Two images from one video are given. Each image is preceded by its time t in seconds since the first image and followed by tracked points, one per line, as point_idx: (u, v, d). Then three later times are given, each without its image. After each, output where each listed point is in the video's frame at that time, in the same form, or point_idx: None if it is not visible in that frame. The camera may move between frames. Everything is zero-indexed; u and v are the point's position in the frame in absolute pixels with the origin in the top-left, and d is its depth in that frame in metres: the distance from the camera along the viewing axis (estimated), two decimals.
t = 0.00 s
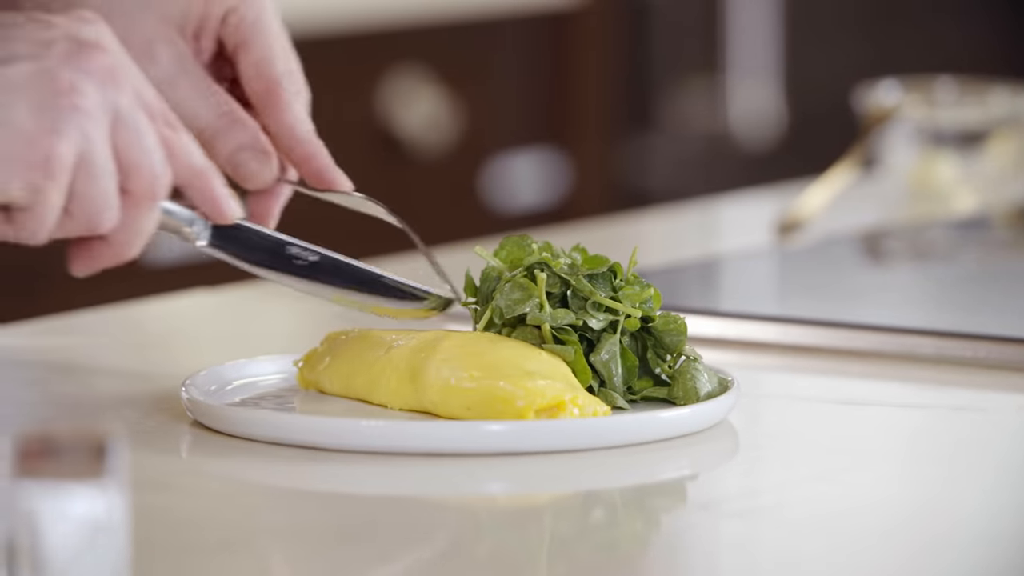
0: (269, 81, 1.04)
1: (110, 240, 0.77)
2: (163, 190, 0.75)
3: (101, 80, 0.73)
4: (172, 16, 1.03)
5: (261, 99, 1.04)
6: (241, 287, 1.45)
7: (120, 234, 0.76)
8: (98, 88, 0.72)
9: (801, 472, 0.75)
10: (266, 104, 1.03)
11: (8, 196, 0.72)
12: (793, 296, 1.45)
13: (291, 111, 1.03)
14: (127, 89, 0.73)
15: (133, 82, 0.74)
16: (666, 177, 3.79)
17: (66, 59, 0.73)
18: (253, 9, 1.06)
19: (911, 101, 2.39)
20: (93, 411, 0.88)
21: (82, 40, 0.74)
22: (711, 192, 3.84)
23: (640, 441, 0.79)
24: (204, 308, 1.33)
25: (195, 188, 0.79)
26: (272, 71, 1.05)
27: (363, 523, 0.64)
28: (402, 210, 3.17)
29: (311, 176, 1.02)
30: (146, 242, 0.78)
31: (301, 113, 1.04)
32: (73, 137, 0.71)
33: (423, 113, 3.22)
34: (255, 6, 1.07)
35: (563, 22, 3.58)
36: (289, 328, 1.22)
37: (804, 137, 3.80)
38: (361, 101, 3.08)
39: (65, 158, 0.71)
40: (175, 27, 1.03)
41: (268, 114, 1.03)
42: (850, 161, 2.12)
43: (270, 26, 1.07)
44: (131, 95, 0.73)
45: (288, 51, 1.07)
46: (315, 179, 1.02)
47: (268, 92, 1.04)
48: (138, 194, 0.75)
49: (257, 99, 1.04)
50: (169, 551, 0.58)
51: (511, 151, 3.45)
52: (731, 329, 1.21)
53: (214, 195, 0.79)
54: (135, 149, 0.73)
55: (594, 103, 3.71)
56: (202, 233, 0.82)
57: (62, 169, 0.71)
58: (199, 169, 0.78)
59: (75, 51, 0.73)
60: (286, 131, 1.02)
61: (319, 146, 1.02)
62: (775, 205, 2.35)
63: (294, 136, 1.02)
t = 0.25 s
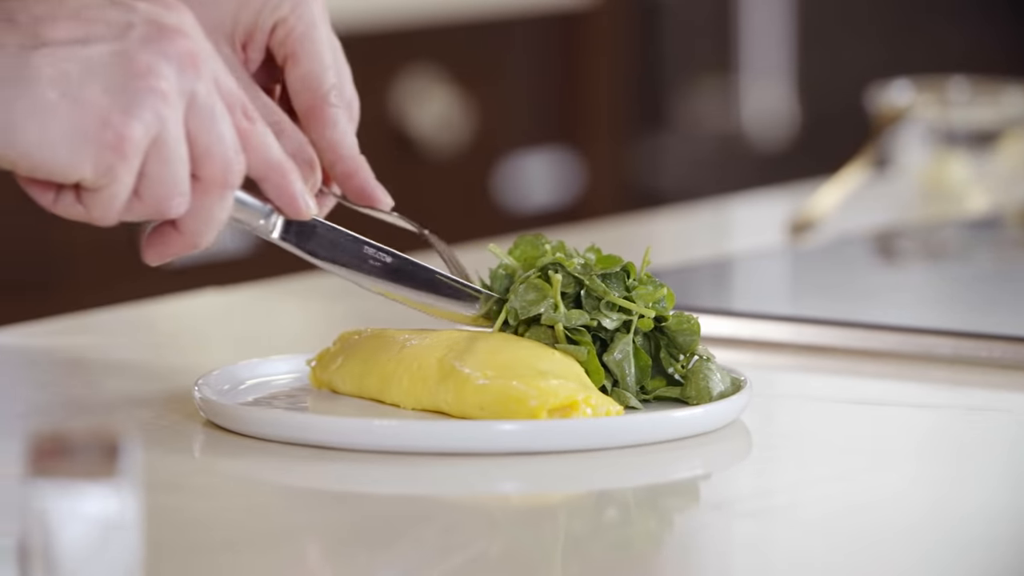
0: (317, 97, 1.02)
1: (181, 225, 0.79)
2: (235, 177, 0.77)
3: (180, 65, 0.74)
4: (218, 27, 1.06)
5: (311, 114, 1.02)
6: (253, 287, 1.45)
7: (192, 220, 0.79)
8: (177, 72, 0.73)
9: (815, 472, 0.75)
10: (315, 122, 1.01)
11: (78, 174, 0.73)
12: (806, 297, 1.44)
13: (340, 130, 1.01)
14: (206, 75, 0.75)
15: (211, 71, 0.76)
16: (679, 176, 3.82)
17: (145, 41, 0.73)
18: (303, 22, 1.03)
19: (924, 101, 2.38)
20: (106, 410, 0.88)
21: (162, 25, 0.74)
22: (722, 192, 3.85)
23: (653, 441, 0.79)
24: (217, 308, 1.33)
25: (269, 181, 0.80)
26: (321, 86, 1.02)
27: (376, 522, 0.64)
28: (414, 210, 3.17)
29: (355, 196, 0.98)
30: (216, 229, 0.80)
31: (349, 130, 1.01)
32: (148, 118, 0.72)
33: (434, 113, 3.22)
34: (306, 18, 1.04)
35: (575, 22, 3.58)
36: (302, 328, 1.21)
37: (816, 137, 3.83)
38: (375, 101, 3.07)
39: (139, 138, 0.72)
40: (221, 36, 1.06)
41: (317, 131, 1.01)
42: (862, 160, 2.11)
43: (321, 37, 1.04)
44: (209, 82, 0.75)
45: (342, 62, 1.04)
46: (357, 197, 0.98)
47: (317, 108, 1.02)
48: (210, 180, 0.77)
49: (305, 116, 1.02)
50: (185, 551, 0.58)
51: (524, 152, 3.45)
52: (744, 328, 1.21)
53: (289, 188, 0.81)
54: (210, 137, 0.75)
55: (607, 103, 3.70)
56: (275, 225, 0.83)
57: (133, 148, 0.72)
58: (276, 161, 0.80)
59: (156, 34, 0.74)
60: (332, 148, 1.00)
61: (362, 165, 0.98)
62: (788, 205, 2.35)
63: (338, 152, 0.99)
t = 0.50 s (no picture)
0: (347, 117, 1.00)
1: (212, 229, 0.81)
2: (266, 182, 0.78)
3: (216, 71, 0.74)
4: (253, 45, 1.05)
5: (341, 133, 1.00)
6: (266, 287, 1.45)
7: (222, 223, 0.80)
8: (212, 78, 0.74)
9: (828, 472, 0.75)
10: (345, 140, 1.00)
11: (112, 175, 0.73)
12: (818, 297, 1.44)
13: (369, 149, 0.99)
14: (241, 81, 0.75)
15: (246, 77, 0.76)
16: (693, 177, 3.82)
17: (182, 46, 0.74)
18: (335, 38, 1.03)
19: (938, 101, 2.38)
20: (119, 410, 0.88)
21: (199, 29, 0.74)
22: (737, 192, 3.85)
23: (665, 441, 0.79)
24: (231, 308, 1.33)
25: (300, 189, 0.82)
26: (351, 104, 1.01)
27: (388, 522, 0.64)
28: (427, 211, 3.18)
29: (380, 215, 0.95)
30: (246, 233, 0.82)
31: (378, 149, 0.99)
32: (183, 121, 0.73)
33: (448, 113, 3.22)
34: (339, 34, 1.03)
35: (589, 22, 3.58)
36: (315, 329, 1.22)
37: (830, 138, 3.80)
38: (389, 102, 3.07)
39: (173, 141, 0.73)
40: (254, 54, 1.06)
41: (347, 149, 0.99)
42: (875, 161, 2.10)
43: (354, 55, 1.03)
44: (244, 88, 0.75)
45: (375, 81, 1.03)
46: (382, 217, 0.95)
47: (347, 127, 1.00)
48: (241, 185, 0.78)
49: (335, 134, 1.00)
50: (198, 551, 0.59)
51: (537, 152, 3.45)
52: (756, 328, 1.21)
53: (318, 194, 0.82)
54: (244, 143, 0.76)
55: (621, 104, 3.70)
56: (305, 231, 0.85)
57: (167, 151, 0.73)
58: (308, 169, 0.81)
59: (193, 39, 0.74)
60: (359, 167, 0.98)
61: (389, 184, 0.96)
62: (801, 205, 2.35)
63: (366, 172, 0.97)
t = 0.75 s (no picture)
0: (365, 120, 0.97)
1: (270, 242, 0.78)
2: (326, 196, 0.77)
3: (280, 81, 0.74)
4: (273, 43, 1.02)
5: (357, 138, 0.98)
6: (276, 287, 1.45)
7: (279, 238, 0.78)
8: (274, 87, 0.74)
9: (835, 472, 0.75)
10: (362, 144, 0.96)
11: (171, 179, 0.72)
12: (828, 298, 1.44)
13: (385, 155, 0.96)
14: (303, 93, 0.75)
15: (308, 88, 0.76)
16: (700, 177, 3.82)
17: (247, 54, 0.74)
18: (355, 42, 1.01)
19: (947, 102, 2.37)
20: (128, 410, 0.89)
21: (265, 40, 0.74)
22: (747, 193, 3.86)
23: (676, 441, 0.79)
24: (240, 308, 1.34)
25: (362, 207, 0.80)
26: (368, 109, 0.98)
27: (398, 522, 0.64)
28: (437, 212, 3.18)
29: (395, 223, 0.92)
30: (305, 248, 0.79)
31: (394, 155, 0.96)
32: (243, 128, 0.72)
33: (457, 114, 3.22)
34: (359, 39, 1.01)
35: (600, 22, 3.58)
36: (323, 329, 1.22)
37: (839, 138, 3.88)
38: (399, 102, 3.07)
39: (232, 148, 0.72)
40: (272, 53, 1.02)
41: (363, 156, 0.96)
42: (885, 161, 2.10)
43: (372, 60, 1.00)
44: (306, 100, 0.75)
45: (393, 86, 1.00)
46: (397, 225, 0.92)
47: (364, 131, 0.97)
48: (300, 199, 0.76)
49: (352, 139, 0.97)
50: (208, 552, 0.59)
51: (546, 152, 3.45)
52: (766, 328, 1.21)
53: (381, 213, 0.80)
54: (304, 154, 0.75)
55: (631, 103, 3.70)
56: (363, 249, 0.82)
57: (227, 156, 0.72)
58: (371, 186, 0.79)
59: (258, 49, 0.74)
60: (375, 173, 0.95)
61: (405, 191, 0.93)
62: (810, 206, 2.34)
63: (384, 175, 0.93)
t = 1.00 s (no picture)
0: (376, 121, 0.98)
1: (254, 218, 0.78)
2: (313, 172, 0.76)
3: (274, 56, 0.74)
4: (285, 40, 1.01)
5: (367, 138, 0.98)
6: (279, 287, 1.46)
7: (263, 213, 0.78)
8: (270, 60, 0.73)
9: (840, 472, 0.75)
10: (371, 144, 0.97)
11: (158, 144, 0.72)
12: (832, 298, 1.44)
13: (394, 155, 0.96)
14: (296, 68, 0.75)
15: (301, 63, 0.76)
16: (705, 177, 3.86)
17: (242, 26, 0.73)
18: (368, 44, 1.00)
19: (951, 102, 2.37)
20: (131, 411, 0.89)
21: (262, 13, 0.74)
22: (751, 192, 3.94)
23: (679, 442, 0.79)
24: (244, 308, 1.34)
25: (347, 186, 0.79)
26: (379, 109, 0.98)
27: (402, 523, 0.64)
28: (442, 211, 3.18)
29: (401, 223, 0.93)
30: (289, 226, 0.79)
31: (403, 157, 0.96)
32: (234, 100, 0.72)
33: (462, 113, 3.22)
34: (372, 40, 1.01)
35: (605, 22, 3.59)
36: (327, 329, 1.22)
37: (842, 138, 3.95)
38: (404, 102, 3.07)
39: (223, 117, 0.72)
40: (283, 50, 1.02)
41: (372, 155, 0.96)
42: (890, 161, 2.10)
43: (385, 60, 1.00)
44: (299, 75, 0.75)
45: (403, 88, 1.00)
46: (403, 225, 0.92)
47: (374, 131, 0.98)
48: (286, 175, 0.76)
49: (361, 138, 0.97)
50: (212, 552, 0.59)
51: (551, 152, 3.45)
52: (769, 329, 1.21)
53: (365, 193, 0.79)
54: (293, 129, 0.75)
55: (635, 103, 3.70)
56: (346, 230, 0.83)
57: (217, 127, 0.72)
58: (356, 165, 0.79)
59: (256, 21, 0.74)
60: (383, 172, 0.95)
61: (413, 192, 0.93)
62: (815, 206, 2.34)
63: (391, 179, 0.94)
